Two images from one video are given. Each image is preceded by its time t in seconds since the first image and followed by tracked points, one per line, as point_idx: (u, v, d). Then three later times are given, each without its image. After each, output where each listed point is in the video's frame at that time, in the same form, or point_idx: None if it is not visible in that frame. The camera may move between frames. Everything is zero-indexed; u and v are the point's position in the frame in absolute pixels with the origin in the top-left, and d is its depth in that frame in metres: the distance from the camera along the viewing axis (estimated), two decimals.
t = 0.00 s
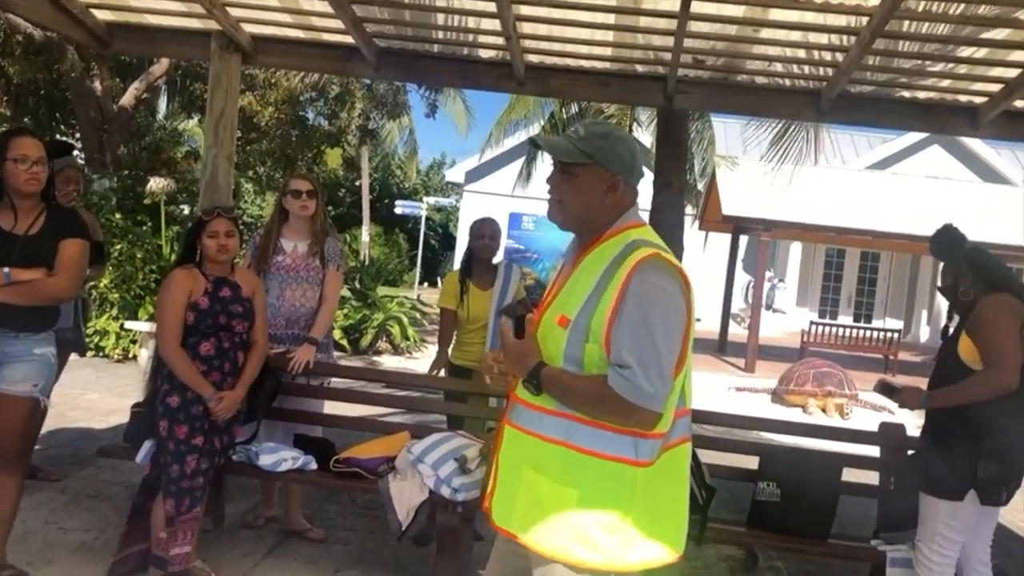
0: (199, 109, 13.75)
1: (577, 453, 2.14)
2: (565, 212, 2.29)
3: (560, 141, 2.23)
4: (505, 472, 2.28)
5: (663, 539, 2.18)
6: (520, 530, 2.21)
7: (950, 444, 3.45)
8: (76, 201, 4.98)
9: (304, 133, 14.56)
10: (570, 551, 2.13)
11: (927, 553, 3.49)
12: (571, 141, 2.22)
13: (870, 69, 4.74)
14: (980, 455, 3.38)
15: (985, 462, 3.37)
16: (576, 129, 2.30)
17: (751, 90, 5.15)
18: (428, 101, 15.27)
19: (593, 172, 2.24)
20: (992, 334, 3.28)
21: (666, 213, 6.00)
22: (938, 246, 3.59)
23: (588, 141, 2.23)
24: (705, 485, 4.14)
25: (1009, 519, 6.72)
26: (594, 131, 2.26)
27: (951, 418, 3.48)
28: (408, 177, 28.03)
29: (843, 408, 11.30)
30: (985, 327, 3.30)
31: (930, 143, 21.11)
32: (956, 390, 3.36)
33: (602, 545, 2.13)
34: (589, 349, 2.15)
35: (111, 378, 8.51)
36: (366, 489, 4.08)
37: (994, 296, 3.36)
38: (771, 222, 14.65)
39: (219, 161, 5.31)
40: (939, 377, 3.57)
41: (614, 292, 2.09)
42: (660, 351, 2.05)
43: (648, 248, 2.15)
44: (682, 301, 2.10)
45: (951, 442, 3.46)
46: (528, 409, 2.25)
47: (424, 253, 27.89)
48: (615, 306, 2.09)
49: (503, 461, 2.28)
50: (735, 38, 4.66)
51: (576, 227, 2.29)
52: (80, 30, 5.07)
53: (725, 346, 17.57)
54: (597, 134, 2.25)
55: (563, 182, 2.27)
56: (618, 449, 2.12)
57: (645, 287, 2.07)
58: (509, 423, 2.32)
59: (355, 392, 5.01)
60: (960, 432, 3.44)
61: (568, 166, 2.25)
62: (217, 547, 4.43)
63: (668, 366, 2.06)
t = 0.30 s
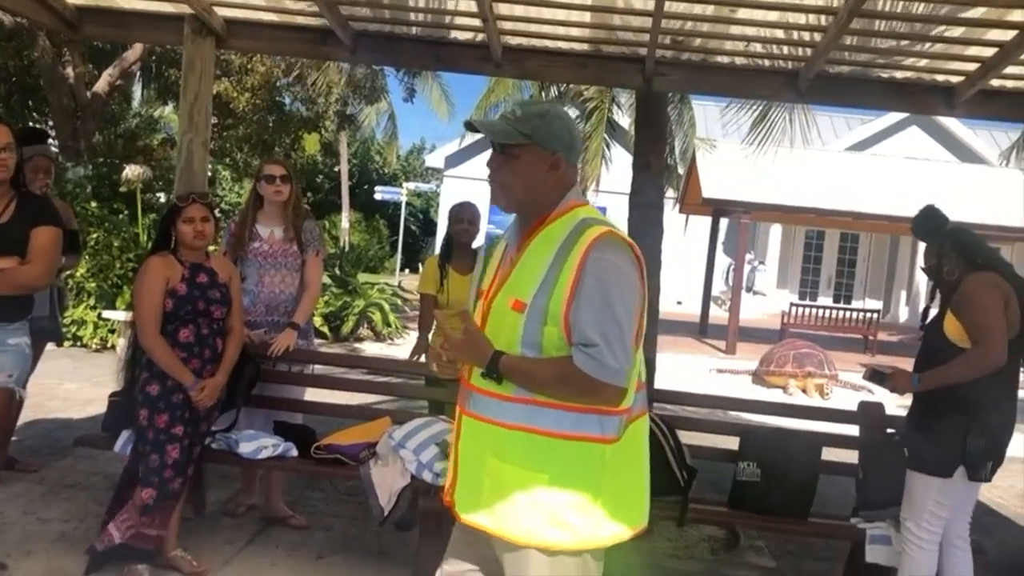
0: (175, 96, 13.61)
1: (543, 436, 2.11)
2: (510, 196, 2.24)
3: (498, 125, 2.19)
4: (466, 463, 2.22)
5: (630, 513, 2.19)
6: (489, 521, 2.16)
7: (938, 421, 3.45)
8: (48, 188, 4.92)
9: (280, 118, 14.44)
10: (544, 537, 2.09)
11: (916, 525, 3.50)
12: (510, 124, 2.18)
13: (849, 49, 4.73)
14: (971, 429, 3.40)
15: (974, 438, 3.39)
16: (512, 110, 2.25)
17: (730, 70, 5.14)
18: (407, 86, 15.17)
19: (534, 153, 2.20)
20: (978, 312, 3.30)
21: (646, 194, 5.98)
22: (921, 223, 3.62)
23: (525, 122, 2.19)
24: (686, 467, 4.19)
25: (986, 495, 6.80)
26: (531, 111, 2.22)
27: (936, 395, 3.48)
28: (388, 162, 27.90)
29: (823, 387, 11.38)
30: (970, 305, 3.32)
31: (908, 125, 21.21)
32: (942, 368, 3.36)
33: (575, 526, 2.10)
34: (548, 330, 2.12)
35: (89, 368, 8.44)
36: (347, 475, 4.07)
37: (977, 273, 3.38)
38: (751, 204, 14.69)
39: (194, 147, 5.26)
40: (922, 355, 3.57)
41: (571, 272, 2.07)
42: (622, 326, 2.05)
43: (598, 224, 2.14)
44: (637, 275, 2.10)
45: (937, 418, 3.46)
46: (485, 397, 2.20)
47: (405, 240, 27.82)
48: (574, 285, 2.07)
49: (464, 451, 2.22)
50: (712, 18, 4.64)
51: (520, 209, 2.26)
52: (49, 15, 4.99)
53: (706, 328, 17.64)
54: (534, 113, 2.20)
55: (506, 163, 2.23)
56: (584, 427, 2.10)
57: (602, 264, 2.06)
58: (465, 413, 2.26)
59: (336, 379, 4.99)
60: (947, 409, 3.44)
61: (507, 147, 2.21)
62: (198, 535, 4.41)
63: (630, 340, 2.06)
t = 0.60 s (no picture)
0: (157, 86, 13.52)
1: (492, 405, 2.00)
2: (448, 175, 2.12)
3: (424, 101, 2.07)
4: (409, 442, 2.09)
5: (583, 482, 2.11)
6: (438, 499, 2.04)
7: (926, 398, 3.46)
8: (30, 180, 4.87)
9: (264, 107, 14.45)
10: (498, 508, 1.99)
11: (911, 505, 3.50)
12: (437, 100, 2.06)
13: (835, 27, 4.72)
14: (959, 404, 3.42)
15: (962, 415, 3.41)
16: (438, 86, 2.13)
17: (715, 50, 5.12)
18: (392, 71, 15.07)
19: (463, 128, 2.08)
20: (957, 288, 3.31)
21: (632, 176, 5.96)
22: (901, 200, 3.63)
23: (454, 98, 2.07)
24: (677, 448, 4.22)
25: (973, 468, 6.86)
26: (458, 86, 2.10)
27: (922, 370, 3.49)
28: (374, 148, 27.80)
29: (813, 364, 11.47)
30: (950, 281, 3.33)
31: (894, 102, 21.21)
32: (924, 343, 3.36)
33: (526, 495, 2.01)
34: (493, 296, 2.01)
35: (78, 361, 8.41)
36: (338, 463, 4.07)
37: (957, 249, 3.40)
38: (739, 184, 14.68)
39: (177, 137, 5.21)
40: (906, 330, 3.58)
41: (516, 234, 1.99)
42: (569, 286, 1.98)
43: (539, 193, 2.07)
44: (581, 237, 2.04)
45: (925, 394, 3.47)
46: (428, 370, 2.07)
47: (393, 227, 27.77)
48: (519, 245, 1.98)
49: (405, 429, 2.09)
50: None
51: (458, 186, 2.13)
52: (27, 6, 4.93)
53: (695, 309, 17.68)
54: (461, 88, 2.09)
55: (439, 145, 2.10)
56: (534, 393, 2.01)
57: (547, 225, 1.99)
58: (405, 390, 2.13)
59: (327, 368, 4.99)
60: (935, 387, 3.46)
61: (437, 124, 2.09)
62: (191, 526, 4.40)
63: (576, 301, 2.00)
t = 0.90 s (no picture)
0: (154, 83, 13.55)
1: (444, 386, 1.99)
2: (394, 166, 2.10)
3: (369, 92, 2.04)
4: (362, 430, 2.06)
5: (537, 460, 2.12)
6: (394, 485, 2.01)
7: (916, 388, 3.46)
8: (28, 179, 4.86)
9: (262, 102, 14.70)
10: (455, 488, 1.98)
11: (904, 499, 3.50)
12: (379, 92, 2.04)
13: (834, 15, 4.70)
14: (948, 392, 3.41)
15: (952, 405, 3.40)
16: (378, 79, 2.11)
17: (712, 40, 5.09)
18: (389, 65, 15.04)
19: (407, 116, 2.06)
20: (942, 278, 3.29)
21: (631, 167, 5.95)
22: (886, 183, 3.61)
23: (396, 88, 2.05)
24: (679, 439, 4.20)
25: (976, 454, 6.87)
26: (398, 76, 2.08)
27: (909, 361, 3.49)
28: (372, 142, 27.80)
29: (814, 352, 11.46)
30: (935, 271, 3.31)
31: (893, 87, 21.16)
32: (913, 334, 3.36)
33: (482, 475, 2.00)
34: (442, 277, 1.99)
35: (80, 359, 8.44)
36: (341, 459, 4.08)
37: (943, 237, 3.38)
38: (738, 173, 14.65)
39: (174, 134, 5.21)
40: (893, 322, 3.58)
41: (465, 214, 1.98)
42: (516, 263, 1.98)
43: (485, 176, 2.07)
44: (527, 217, 2.04)
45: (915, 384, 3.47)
46: (380, 355, 2.04)
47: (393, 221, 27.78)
48: (468, 225, 1.97)
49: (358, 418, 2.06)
50: None
51: (407, 177, 2.11)
52: (21, 5, 4.92)
53: (697, 299, 17.69)
54: (401, 78, 2.06)
55: (383, 136, 2.08)
56: (485, 373, 2.00)
57: (495, 206, 1.98)
58: (361, 377, 2.10)
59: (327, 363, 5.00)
60: (925, 377, 3.45)
61: (381, 115, 2.07)
62: (195, 524, 4.42)
63: (525, 280, 2.00)
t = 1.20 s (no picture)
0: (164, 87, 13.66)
1: (431, 385, 1.98)
2: (375, 174, 2.07)
3: (341, 100, 2.01)
4: (352, 432, 2.04)
5: (526, 453, 2.12)
6: (386, 487, 2.00)
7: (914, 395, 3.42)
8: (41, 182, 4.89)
9: (273, 106, 14.93)
10: (446, 487, 1.98)
11: (911, 509, 3.44)
12: (355, 98, 2.00)
13: (843, 18, 4.70)
14: (944, 406, 3.37)
15: (949, 411, 3.36)
16: (352, 86, 2.07)
17: (720, 43, 5.09)
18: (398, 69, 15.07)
19: (384, 123, 2.03)
20: (940, 282, 3.25)
21: (641, 171, 5.94)
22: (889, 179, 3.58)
23: (372, 94, 2.02)
24: (689, 442, 4.22)
25: (989, 458, 6.83)
26: (375, 81, 2.05)
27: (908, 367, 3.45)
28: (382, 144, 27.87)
29: (825, 355, 11.43)
30: (933, 275, 3.27)
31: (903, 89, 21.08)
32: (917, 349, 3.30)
33: (472, 472, 2.00)
34: (427, 277, 1.96)
35: (92, 363, 8.48)
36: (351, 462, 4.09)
37: (940, 239, 3.34)
38: (747, 176, 14.63)
39: (185, 139, 5.25)
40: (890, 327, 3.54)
41: (448, 215, 1.94)
42: (501, 260, 1.95)
43: (469, 174, 2.04)
44: (510, 213, 2.01)
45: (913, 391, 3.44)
46: (367, 359, 2.02)
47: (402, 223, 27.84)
48: (452, 225, 1.93)
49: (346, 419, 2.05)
50: None
51: (389, 183, 2.08)
52: (33, 11, 4.95)
53: (707, 302, 17.66)
54: (377, 83, 2.03)
55: (361, 143, 2.05)
56: (472, 371, 1.99)
57: (477, 205, 1.95)
58: (351, 380, 2.08)
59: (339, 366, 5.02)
60: (920, 386, 3.43)
61: (358, 121, 2.04)
62: (206, 526, 4.43)
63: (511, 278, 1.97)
